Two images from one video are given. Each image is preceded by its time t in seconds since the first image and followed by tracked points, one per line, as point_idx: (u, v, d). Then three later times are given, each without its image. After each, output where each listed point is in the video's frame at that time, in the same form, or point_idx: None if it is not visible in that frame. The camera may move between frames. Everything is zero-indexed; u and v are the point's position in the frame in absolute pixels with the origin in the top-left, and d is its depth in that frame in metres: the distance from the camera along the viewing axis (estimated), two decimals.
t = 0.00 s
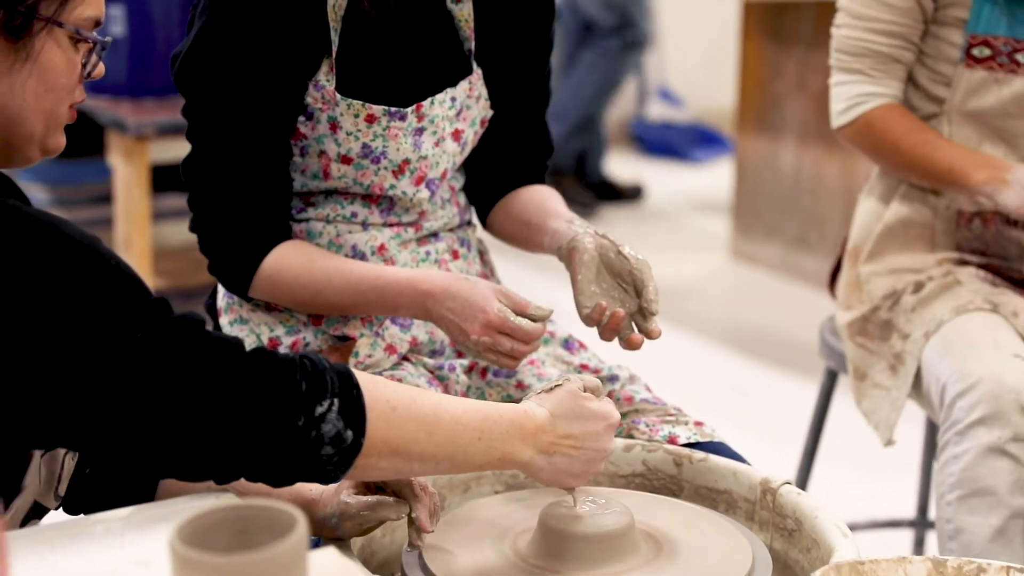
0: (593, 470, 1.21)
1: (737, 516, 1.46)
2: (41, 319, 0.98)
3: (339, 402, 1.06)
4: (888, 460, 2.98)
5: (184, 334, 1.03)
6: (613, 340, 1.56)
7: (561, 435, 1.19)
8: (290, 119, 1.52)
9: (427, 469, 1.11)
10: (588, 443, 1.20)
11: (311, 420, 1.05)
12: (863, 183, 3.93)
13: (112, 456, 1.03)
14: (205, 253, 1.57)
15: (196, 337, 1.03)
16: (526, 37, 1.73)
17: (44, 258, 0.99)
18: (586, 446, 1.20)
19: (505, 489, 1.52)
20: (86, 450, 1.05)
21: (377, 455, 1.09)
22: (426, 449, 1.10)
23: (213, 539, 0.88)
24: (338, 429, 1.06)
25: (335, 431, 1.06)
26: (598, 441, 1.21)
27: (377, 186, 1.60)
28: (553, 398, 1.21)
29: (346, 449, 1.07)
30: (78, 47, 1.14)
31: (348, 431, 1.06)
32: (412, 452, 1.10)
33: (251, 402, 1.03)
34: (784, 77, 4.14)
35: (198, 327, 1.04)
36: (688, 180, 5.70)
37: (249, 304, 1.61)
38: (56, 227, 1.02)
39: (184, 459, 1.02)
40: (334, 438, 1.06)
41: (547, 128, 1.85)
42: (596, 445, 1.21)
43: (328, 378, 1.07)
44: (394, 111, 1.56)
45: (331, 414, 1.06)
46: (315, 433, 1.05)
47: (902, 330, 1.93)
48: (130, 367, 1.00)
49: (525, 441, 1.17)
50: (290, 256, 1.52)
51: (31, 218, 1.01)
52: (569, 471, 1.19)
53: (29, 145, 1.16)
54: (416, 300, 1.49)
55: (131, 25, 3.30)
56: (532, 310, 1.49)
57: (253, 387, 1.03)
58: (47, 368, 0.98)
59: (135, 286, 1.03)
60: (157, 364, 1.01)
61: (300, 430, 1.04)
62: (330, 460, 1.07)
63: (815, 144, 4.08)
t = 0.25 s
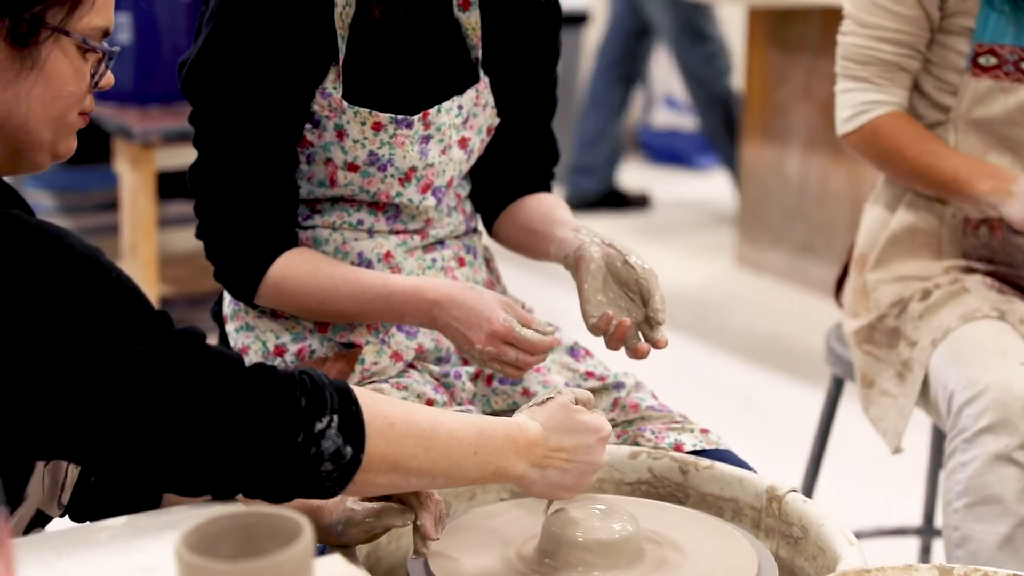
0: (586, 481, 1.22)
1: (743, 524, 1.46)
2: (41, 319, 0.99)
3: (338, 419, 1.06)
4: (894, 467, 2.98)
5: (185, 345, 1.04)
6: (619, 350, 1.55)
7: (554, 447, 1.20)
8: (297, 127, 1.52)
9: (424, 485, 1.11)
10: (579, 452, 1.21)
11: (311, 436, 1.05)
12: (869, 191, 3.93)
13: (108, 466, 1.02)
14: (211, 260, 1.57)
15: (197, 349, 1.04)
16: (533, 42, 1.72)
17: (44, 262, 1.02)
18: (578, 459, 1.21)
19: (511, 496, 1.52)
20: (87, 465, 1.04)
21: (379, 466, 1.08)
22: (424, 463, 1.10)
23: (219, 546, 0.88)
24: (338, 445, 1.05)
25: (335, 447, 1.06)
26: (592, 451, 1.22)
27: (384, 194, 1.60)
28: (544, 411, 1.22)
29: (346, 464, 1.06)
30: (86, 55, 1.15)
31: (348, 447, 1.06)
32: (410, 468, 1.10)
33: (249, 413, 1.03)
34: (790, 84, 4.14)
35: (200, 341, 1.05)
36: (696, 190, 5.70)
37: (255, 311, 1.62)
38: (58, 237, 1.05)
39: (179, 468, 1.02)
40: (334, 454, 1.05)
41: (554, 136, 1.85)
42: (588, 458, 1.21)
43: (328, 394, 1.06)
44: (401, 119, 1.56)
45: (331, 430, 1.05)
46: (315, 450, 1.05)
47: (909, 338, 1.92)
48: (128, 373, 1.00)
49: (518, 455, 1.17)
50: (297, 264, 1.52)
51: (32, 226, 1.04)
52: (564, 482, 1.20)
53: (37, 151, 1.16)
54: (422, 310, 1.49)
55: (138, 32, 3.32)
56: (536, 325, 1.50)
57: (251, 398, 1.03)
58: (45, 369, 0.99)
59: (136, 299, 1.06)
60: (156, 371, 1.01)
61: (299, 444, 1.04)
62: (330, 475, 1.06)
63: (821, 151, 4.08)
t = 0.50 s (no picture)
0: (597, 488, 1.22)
1: (750, 532, 1.46)
2: (42, 336, 0.98)
3: (343, 424, 1.06)
4: (901, 475, 2.97)
5: (187, 353, 1.03)
6: (626, 358, 1.54)
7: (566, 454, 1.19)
8: (305, 134, 1.53)
9: (433, 489, 1.12)
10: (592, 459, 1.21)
11: (315, 441, 1.05)
12: (876, 198, 3.93)
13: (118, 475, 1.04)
14: (218, 266, 1.57)
15: (200, 358, 1.03)
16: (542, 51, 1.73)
17: (46, 270, 0.99)
18: (591, 465, 1.21)
19: (518, 503, 1.52)
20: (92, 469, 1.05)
21: (385, 472, 1.09)
22: (431, 469, 1.10)
23: (226, 554, 0.88)
24: (344, 450, 1.06)
25: (340, 452, 1.06)
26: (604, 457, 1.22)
27: (391, 201, 1.60)
28: (557, 415, 1.22)
29: (351, 469, 1.07)
30: (93, 54, 1.15)
31: (353, 452, 1.06)
32: (417, 474, 1.10)
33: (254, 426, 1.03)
34: (797, 91, 4.13)
35: (205, 345, 1.05)
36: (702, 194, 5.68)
37: (262, 318, 1.62)
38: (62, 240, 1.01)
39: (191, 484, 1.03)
40: (340, 459, 1.06)
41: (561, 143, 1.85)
42: (601, 464, 1.21)
43: (332, 399, 1.07)
44: (408, 126, 1.56)
45: (335, 435, 1.06)
46: (319, 455, 1.05)
47: (916, 345, 1.92)
48: (131, 385, 1.00)
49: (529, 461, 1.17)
50: (303, 271, 1.52)
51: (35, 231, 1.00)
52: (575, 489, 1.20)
53: (46, 155, 1.16)
54: (429, 316, 1.49)
55: (145, 41, 3.34)
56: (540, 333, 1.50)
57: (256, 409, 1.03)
58: (51, 386, 0.98)
59: (138, 301, 1.03)
60: (159, 383, 1.01)
61: (305, 450, 1.05)
62: (335, 479, 1.07)
63: (828, 158, 4.08)
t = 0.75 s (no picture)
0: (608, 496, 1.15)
1: (755, 540, 1.45)
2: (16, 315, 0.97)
3: (332, 417, 1.04)
4: (906, 483, 2.97)
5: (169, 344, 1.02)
6: (631, 365, 1.54)
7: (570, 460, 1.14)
8: (310, 141, 1.53)
9: (433, 494, 1.08)
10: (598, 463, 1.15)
11: (302, 435, 1.03)
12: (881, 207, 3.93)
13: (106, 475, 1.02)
14: (223, 273, 1.57)
15: (182, 350, 1.02)
16: (546, 59, 1.73)
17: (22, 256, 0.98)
18: (598, 473, 1.15)
19: (523, 511, 1.52)
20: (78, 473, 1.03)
21: (380, 470, 1.06)
22: (428, 469, 1.07)
23: (231, 561, 0.89)
24: (334, 447, 1.03)
25: (331, 449, 1.03)
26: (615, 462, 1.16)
27: (395, 210, 1.60)
28: (564, 422, 1.17)
29: (345, 467, 1.04)
30: (97, 60, 1.15)
31: (344, 447, 1.04)
32: (414, 477, 1.06)
33: (238, 417, 1.01)
34: (801, 99, 4.13)
35: (189, 342, 1.04)
36: (707, 203, 5.67)
37: (267, 326, 1.62)
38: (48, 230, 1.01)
39: (172, 474, 1.01)
40: (331, 456, 1.03)
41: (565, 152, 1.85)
42: (608, 471, 1.15)
43: (319, 395, 1.05)
44: (413, 133, 1.57)
45: (323, 429, 1.04)
46: (308, 450, 1.03)
47: (922, 353, 1.92)
48: (107, 367, 0.99)
49: (541, 464, 1.13)
50: (308, 280, 1.52)
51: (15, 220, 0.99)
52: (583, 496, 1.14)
53: (47, 159, 1.17)
54: (433, 323, 1.49)
55: (151, 47, 3.34)
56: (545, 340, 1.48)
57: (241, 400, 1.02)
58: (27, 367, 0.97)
59: (119, 291, 1.03)
60: (136, 368, 0.99)
61: (291, 444, 1.02)
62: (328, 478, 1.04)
63: (833, 167, 4.08)
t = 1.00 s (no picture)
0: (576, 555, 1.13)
1: (758, 549, 1.45)
2: None
3: (289, 444, 1.02)
4: (909, 491, 2.97)
5: (120, 355, 1.00)
6: (635, 375, 1.54)
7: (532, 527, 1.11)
8: (314, 150, 1.53)
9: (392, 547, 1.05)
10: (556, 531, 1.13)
11: (255, 458, 1.01)
12: (885, 216, 3.93)
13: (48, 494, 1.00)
14: (229, 282, 1.57)
15: (132, 361, 1.00)
16: (548, 65, 1.73)
17: None
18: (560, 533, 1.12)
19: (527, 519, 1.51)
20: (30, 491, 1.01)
21: (336, 510, 1.03)
22: (387, 512, 1.05)
23: (234, 569, 0.89)
24: (289, 474, 1.01)
25: (286, 477, 1.01)
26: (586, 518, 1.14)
27: (400, 218, 1.60)
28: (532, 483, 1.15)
29: (300, 498, 1.01)
30: (103, 75, 1.15)
31: (300, 477, 1.01)
32: (372, 521, 1.04)
33: (186, 437, 0.99)
34: (805, 107, 4.13)
35: (145, 357, 1.01)
36: (713, 211, 5.65)
37: (271, 333, 1.62)
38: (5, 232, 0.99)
39: (111, 497, 0.99)
40: (286, 484, 1.01)
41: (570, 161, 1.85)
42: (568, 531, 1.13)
43: (275, 424, 1.03)
44: (417, 142, 1.57)
45: (278, 453, 1.01)
46: (261, 473, 1.00)
47: (928, 361, 1.92)
48: (50, 376, 0.96)
49: (490, 525, 1.11)
50: (312, 288, 1.52)
51: None
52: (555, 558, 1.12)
53: (52, 171, 1.17)
54: (437, 332, 1.49)
55: (156, 55, 3.36)
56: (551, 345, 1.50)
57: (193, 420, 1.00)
58: None
59: (86, 300, 1.00)
60: (40, 375, 0.96)
61: (242, 467, 1.00)
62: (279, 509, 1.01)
63: (837, 175, 4.08)
